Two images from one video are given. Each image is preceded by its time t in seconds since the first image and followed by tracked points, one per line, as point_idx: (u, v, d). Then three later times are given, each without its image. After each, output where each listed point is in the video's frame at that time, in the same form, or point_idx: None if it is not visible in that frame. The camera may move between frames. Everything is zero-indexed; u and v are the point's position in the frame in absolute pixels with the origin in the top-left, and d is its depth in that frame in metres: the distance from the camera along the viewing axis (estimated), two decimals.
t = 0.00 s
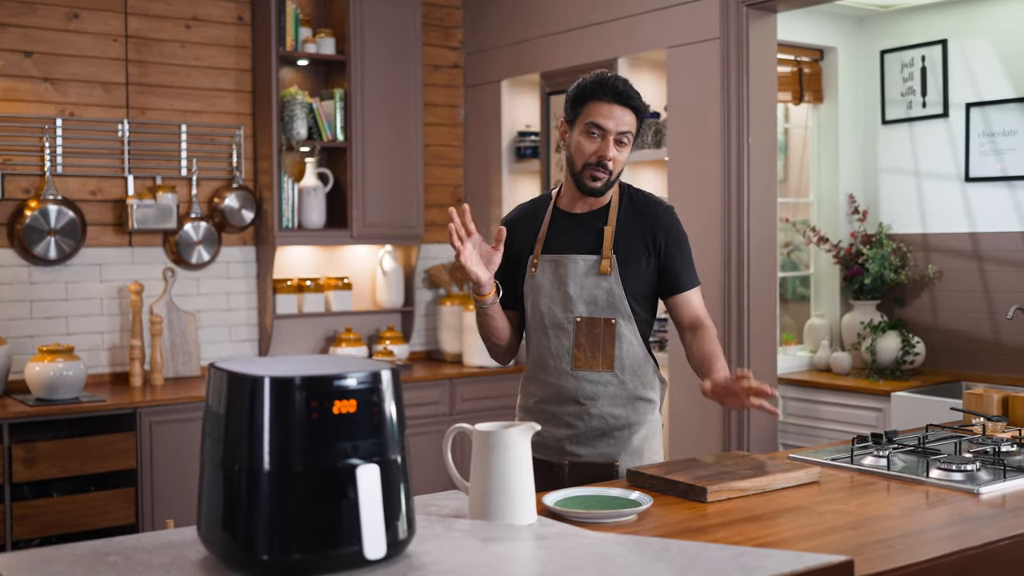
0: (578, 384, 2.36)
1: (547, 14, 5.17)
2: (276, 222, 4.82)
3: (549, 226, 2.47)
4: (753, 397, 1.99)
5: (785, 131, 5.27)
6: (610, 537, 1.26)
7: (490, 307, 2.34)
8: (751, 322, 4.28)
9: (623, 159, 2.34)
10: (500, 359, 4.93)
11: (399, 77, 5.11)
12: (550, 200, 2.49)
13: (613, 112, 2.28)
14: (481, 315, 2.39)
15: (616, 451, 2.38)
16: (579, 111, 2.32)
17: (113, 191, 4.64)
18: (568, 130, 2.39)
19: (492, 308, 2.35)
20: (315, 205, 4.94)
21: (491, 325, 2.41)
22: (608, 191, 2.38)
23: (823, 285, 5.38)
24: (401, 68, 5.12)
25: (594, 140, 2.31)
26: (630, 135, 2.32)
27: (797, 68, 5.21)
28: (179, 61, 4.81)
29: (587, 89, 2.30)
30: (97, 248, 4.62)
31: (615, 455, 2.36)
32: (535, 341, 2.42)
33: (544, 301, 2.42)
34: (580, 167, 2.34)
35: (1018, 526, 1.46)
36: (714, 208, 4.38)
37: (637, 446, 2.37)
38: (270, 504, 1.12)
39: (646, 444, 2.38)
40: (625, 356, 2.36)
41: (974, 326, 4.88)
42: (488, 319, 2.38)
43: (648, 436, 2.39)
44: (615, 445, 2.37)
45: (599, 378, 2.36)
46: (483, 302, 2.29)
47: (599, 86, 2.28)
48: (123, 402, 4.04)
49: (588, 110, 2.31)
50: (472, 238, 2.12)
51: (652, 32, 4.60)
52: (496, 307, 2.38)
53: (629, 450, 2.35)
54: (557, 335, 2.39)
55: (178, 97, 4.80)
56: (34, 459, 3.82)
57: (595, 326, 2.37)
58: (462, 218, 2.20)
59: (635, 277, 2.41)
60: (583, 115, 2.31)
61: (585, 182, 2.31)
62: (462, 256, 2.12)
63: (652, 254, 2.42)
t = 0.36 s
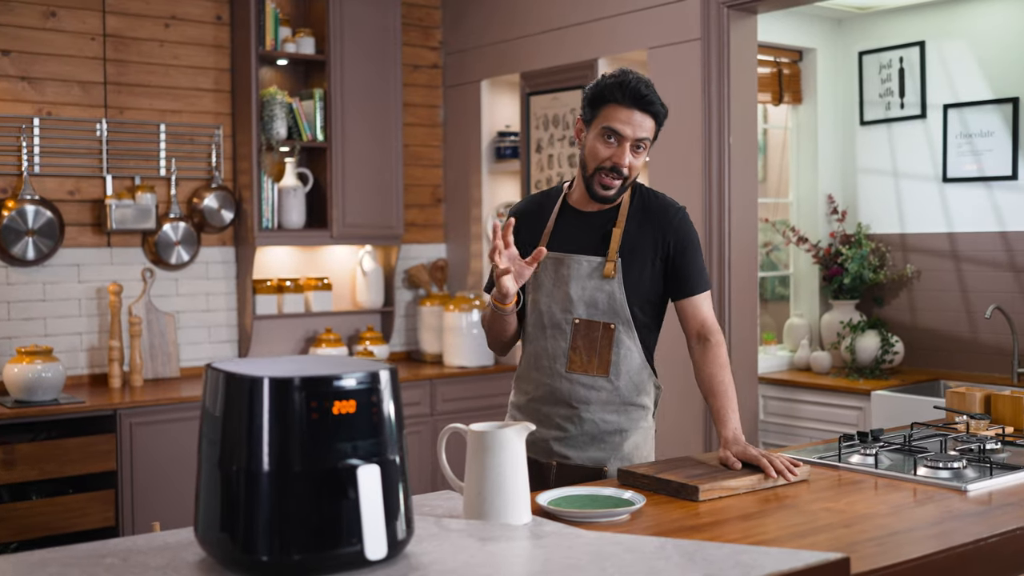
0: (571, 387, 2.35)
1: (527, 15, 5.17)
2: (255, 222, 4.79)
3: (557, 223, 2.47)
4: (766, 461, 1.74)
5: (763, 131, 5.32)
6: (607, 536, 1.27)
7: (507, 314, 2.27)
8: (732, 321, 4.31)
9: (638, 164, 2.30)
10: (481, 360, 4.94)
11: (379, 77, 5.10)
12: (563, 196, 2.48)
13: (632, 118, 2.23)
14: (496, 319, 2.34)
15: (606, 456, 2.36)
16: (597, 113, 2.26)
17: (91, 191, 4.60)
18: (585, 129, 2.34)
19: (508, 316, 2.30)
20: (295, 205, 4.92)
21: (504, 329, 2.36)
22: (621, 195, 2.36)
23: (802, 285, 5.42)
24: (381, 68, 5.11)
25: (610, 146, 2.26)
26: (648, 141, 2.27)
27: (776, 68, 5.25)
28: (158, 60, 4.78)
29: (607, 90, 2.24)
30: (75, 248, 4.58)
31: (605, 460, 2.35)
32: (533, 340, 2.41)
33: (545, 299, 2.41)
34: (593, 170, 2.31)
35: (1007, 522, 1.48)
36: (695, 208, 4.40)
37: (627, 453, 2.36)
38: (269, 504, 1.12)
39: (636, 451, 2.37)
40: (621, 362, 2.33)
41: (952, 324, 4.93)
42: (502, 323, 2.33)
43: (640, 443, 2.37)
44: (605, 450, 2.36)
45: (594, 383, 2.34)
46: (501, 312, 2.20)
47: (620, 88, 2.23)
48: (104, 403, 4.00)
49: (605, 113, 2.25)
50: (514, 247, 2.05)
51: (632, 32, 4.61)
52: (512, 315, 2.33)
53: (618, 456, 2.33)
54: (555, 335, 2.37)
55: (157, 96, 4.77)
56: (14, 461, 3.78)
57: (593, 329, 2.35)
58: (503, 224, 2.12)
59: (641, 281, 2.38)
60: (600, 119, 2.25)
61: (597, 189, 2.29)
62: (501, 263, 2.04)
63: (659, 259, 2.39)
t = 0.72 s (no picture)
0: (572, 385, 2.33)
1: (516, 14, 5.17)
2: (243, 222, 4.77)
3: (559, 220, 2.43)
4: (760, 457, 1.75)
5: (751, 131, 5.34)
6: (605, 533, 1.28)
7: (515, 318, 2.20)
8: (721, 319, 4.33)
9: (644, 163, 2.28)
10: (470, 359, 4.94)
11: (367, 75, 5.09)
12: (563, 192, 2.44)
13: (640, 116, 2.21)
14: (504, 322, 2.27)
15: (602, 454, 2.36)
16: (604, 111, 2.24)
17: (78, 190, 4.58)
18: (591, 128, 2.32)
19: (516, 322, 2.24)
20: (283, 204, 4.90)
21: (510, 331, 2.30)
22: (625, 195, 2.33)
23: (790, 283, 5.44)
24: (369, 67, 5.10)
25: (617, 144, 2.24)
26: (654, 140, 2.26)
27: (764, 68, 5.28)
28: (145, 58, 4.76)
29: (615, 88, 2.23)
30: (61, 248, 4.55)
31: (602, 459, 2.34)
32: (532, 337, 2.38)
33: (547, 296, 2.37)
34: (600, 168, 2.28)
35: (1001, 518, 1.49)
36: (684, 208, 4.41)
37: (622, 451, 2.36)
38: (268, 502, 1.12)
39: (631, 450, 2.37)
40: (623, 361, 2.33)
41: (938, 322, 4.96)
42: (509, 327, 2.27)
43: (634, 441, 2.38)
44: (603, 449, 2.35)
45: (595, 380, 2.33)
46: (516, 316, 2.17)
47: (628, 86, 2.21)
48: (91, 403, 3.99)
49: (613, 111, 2.23)
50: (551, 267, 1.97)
51: (621, 31, 4.62)
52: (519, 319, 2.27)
53: (616, 455, 2.33)
54: (556, 332, 2.34)
55: (143, 95, 4.75)
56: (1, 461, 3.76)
57: (596, 327, 2.33)
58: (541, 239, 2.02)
59: (643, 276, 2.39)
60: (608, 116, 2.23)
61: (604, 187, 2.26)
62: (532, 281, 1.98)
63: (660, 254, 2.40)
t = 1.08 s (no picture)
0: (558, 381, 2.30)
1: (513, 13, 5.16)
2: (240, 221, 4.77)
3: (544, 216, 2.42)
4: (760, 454, 1.75)
5: (748, 130, 5.33)
6: (604, 532, 1.27)
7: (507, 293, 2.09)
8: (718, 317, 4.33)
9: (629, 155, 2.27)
10: (468, 358, 4.95)
11: (364, 73, 5.09)
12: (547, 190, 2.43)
13: (624, 106, 2.21)
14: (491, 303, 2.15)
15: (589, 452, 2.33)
16: (589, 101, 2.24)
17: (75, 189, 4.57)
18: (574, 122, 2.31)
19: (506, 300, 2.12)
20: (280, 203, 4.90)
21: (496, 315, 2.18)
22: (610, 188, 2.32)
23: (788, 282, 5.45)
24: (365, 65, 5.09)
25: (602, 134, 2.23)
26: (638, 131, 2.26)
27: (762, 67, 5.28)
28: (142, 57, 4.74)
29: (598, 79, 2.23)
30: (58, 247, 4.54)
31: (588, 456, 2.31)
32: (517, 332, 2.35)
33: (531, 292, 2.35)
34: (585, 160, 2.26)
35: (1001, 516, 1.49)
36: (682, 206, 4.41)
37: (608, 449, 2.34)
38: (267, 500, 1.11)
39: (617, 448, 2.35)
40: (609, 356, 2.31)
41: (936, 321, 4.97)
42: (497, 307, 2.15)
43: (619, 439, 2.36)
44: (589, 447, 2.32)
45: (581, 376, 2.31)
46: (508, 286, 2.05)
47: (611, 77, 2.21)
48: (88, 402, 3.98)
49: (598, 102, 2.22)
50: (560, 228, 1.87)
51: (618, 30, 4.62)
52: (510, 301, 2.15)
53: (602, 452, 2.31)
54: (542, 327, 2.32)
55: (140, 94, 4.74)
56: None
57: (582, 322, 2.31)
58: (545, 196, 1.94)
59: (629, 271, 2.37)
60: (592, 107, 2.22)
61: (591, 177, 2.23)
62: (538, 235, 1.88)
63: (646, 248, 2.39)
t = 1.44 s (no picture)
0: (529, 383, 2.23)
1: (508, 13, 5.16)
2: (234, 221, 4.75)
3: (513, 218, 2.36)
4: (751, 456, 1.74)
5: (744, 129, 5.33)
6: (594, 533, 1.27)
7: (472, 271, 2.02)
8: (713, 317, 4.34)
9: (597, 155, 2.22)
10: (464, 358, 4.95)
11: (359, 73, 5.08)
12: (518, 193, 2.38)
13: (588, 106, 2.16)
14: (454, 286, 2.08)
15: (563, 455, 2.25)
16: (555, 102, 2.20)
17: (69, 190, 4.56)
18: (542, 123, 2.26)
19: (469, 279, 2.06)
20: (275, 203, 4.89)
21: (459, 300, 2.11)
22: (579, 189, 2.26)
23: (783, 282, 5.44)
24: (360, 65, 5.09)
25: (568, 134, 2.19)
26: (605, 131, 2.20)
27: (757, 66, 5.27)
28: (136, 57, 4.73)
29: (563, 79, 2.19)
30: (52, 247, 4.53)
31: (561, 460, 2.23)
32: (486, 335, 2.29)
33: (501, 294, 2.29)
34: (552, 160, 2.21)
35: (992, 517, 1.49)
36: (677, 206, 4.41)
37: (581, 450, 2.26)
38: (253, 502, 1.11)
39: (590, 450, 2.27)
40: (580, 357, 2.24)
41: (930, 321, 4.97)
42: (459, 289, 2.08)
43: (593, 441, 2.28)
44: (562, 448, 2.24)
45: (552, 377, 2.23)
46: (470, 262, 1.98)
47: (576, 77, 2.17)
48: (82, 403, 3.96)
49: (562, 102, 2.18)
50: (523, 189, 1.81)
51: (613, 30, 4.62)
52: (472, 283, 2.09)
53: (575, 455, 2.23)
54: (511, 329, 2.26)
55: (134, 94, 4.72)
56: None
57: (552, 323, 2.24)
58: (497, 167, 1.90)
59: (599, 271, 2.31)
60: (557, 107, 2.18)
61: (557, 178, 2.19)
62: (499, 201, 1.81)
63: (618, 247, 2.33)
